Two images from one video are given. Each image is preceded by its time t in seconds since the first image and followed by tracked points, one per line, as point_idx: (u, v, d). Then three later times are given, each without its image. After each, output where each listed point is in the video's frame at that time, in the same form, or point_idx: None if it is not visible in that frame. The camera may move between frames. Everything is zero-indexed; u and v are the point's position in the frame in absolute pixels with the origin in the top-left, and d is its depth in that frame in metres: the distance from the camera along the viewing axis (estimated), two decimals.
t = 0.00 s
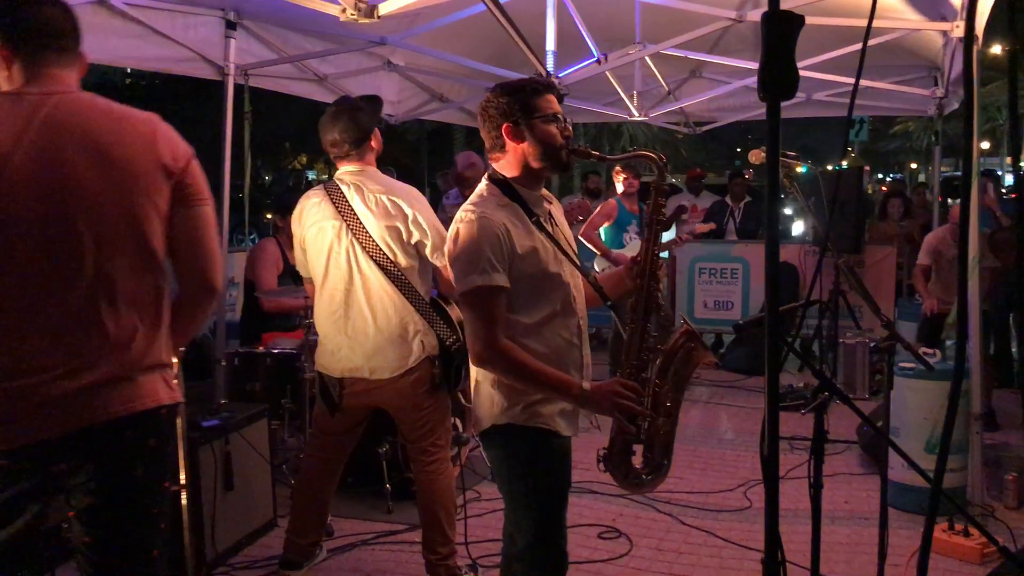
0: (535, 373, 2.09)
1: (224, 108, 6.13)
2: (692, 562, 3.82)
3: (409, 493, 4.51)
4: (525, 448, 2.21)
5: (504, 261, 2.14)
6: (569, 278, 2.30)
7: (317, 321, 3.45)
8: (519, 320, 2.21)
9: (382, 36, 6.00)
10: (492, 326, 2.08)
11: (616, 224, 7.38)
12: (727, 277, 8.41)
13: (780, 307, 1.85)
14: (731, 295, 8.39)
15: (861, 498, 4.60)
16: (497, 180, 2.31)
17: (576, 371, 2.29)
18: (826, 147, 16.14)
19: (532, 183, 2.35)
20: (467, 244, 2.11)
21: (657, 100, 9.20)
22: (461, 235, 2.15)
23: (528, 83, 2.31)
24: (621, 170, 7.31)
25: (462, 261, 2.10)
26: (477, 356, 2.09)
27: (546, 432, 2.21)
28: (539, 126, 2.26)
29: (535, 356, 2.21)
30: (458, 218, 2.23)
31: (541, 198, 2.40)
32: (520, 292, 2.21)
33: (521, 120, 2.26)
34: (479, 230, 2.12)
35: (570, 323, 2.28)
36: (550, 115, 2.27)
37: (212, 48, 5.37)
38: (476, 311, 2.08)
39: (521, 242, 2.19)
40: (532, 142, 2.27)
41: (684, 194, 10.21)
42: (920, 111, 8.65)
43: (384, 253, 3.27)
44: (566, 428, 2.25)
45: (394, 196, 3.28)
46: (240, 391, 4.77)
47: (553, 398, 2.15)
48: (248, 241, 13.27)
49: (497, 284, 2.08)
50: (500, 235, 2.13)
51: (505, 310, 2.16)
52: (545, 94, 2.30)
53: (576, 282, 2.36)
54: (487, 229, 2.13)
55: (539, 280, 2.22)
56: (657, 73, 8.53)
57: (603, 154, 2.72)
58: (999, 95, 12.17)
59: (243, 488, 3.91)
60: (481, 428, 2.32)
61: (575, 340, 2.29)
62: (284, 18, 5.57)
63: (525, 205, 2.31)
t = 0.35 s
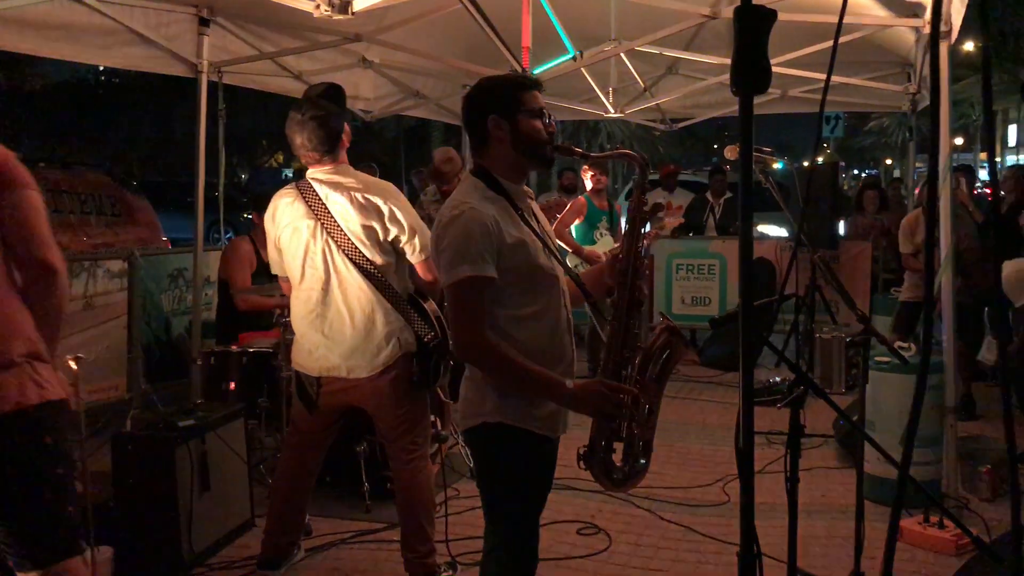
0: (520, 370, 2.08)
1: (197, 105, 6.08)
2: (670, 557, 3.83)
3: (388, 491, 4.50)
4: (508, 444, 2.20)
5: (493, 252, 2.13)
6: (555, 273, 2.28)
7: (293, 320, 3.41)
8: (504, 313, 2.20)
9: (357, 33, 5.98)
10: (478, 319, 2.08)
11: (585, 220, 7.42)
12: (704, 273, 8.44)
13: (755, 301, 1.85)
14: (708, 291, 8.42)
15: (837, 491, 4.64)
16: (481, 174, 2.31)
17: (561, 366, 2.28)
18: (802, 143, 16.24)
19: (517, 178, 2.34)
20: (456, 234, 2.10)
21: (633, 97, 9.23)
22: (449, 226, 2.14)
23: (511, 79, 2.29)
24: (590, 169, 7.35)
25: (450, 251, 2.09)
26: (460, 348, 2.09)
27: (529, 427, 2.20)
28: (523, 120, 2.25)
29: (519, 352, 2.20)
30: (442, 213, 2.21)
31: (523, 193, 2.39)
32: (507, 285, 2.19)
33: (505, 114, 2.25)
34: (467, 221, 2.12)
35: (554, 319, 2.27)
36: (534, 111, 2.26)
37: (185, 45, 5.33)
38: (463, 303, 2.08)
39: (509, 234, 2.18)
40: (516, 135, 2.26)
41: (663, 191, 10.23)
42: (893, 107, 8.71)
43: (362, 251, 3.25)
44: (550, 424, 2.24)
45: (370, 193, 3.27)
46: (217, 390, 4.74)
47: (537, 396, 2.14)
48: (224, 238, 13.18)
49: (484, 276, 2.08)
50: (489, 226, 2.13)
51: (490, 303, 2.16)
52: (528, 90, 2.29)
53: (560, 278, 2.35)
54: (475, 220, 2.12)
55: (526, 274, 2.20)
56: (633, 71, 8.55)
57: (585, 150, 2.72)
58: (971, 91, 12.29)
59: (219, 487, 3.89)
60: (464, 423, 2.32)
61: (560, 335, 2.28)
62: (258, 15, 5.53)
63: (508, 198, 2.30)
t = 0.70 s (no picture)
0: (513, 372, 2.09)
1: (178, 108, 6.05)
2: (652, 557, 3.85)
3: (370, 494, 4.49)
4: (503, 447, 2.21)
5: (490, 256, 2.13)
6: (547, 274, 2.29)
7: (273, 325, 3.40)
8: (501, 317, 2.20)
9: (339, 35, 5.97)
10: (477, 323, 2.09)
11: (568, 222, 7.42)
12: (685, 275, 8.48)
13: (733, 299, 1.87)
14: (690, 293, 8.46)
15: (818, 491, 4.67)
16: (467, 176, 2.30)
17: (555, 367, 2.29)
18: (782, 147, 16.37)
19: (505, 181, 2.35)
20: (453, 238, 2.10)
21: (615, 100, 9.26)
22: (445, 230, 2.14)
23: (500, 81, 2.29)
24: (568, 172, 7.36)
25: (448, 256, 2.10)
26: (457, 351, 2.11)
27: (526, 429, 2.21)
28: (511, 124, 2.26)
29: (513, 351, 2.20)
30: (437, 214, 2.21)
31: (513, 195, 2.39)
32: (504, 289, 2.20)
33: (492, 118, 2.26)
34: (465, 225, 2.11)
35: (548, 320, 2.28)
36: (522, 113, 2.27)
37: (166, 47, 5.31)
38: (460, 306, 2.09)
39: (506, 238, 2.19)
40: (503, 138, 2.27)
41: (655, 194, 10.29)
42: (872, 110, 8.78)
43: (342, 256, 3.26)
44: (546, 427, 2.24)
45: (351, 197, 3.28)
46: (199, 393, 4.73)
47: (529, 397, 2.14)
48: (205, 241, 13.12)
49: (482, 280, 2.09)
50: (485, 229, 2.13)
51: (488, 307, 2.16)
52: (517, 92, 2.29)
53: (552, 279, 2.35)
54: (472, 224, 2.12)
55: (521, 277, 2.21)
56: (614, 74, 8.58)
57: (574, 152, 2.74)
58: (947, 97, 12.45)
59: (202, 490, 3.88)
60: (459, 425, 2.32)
61: (555, 337, 2.29)
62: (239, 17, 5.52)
63: (498, 201, 2.30)
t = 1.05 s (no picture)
0: (508, 375, 2.09)
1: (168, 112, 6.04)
2: (644, 560, 3.85)
3: (362, 498, 4.49)
4: (496, 449, 2.21)
5: (487, 258, 2.13)
6: (542, 278, 2.29)
7: (265, 327, 3.39)
8: (496, 320, 2.20)
9: (330, 39, 5.97)
10: (473, 325, 2.09)
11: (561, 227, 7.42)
12: (676, 279, 8.51)
13: (725, 301, 1.88)
14: (680, 297, 8.49)
15: (808, 493, 4.69)
16: (462, 178, 2.31)
17: (552, 372, 2.28)
18: (771, 152, 16.44)
19: (500, 185, 2.35)
20: (450, 241, 2.10)
21: (605, 104, 9.28)
22: (443, 232, 2.14)
23: (495, 85, 2.29)
24: (559, 176, 7.38)
25: (444, 257, 2.10)
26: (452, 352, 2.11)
27: (520, 432, 2.21)
28: (506, 127, 2.27)
29: (507, 355, 2.20)
30: (433, 217, 2.21)
31: (509, 198, 2.40)
32: (500, 291, 2.20)
33: (488, 121, 2.27)
34: (463, 227, 2.12)
35: (543, 323, 2.27)
36: (517, 118, 2.28)
37: (156, 51, 5.31)
38: (456, 307, 2.09)
39: (502, 241, 2.19)
40: (498, 141, 2.28)
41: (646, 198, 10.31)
42: (861, 115, 8.82)
43: (334, 260, 3.25)
44: (540, 431, 2.24)
45: (343, 201, 3.27)
46: (189, 397, 4.71)
47: (523, 401, 2.14)
48: (196, 246, 13.10)
49: (478, 283, 2.08)
50: (481, 232, 2.13)
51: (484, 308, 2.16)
52: (512, 96, 2.30)
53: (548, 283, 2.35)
54: (470, 226, 2.12)
55: (517, 281, 2.21)
56: (604, 79, 8.59)
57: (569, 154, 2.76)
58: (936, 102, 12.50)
59: (192, 495, 3.87)
60: (454, 427, 2.31)
61: (551, 341, 2.29)
62: (229, 21, 5.51)
63: (494, 204, 2.30)
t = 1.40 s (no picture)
0: (509, 377, 2.09)
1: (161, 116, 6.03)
2: (641, 563, 3.84)
3: (357, 502, 4.47)
4: (498, 453, 2.20)
5: (487, 260, 2.13)
6: (543, 281, 2.28)
7: (262, 331, 3.38)
8: (499, 322, 2.20)
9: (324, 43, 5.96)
10: (475, 327, 2.09)
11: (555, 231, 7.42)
12: (671, 282, 8.51)
13: (722, 303, 1.87)
14: (676, 300, 8.49)
15: (804, 496, 4.69)
16: (461, 180, 2.31)
17: (553, 375, 2.28)
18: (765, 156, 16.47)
19: (499, 187, 2.34)
20: (450, 243, 2.10)
21: (600, 108, 9.28)
22: (442, 234, 2.13)
23: (494, 87, 2.29)
24: (555, 179, 7.39)
25: (444, 259, 2.09)
26: (455, 354, 2.11)
27: (523, 436, 2.20)
28: (505, 129, 2.26)
29: (508, 358, 2.20)
30: (432, 219, 2.21)
31: (507, 201, 2.39)
32: (500, 293, 2.19)
33: (485, 123, 2.26)
34: (462, 228, 2.11)
35: (545, 326, 2.27)
36: (516, 120, 2.27)
37: (149, 55, 5.29)
38: (457, 309, 2.08)
39: (502, 244, 2.19)
40: (496, 143, 2.27)
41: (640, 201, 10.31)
42: (855, 118, 8.83)
43: (333, 264, 3.25)
44: (543, 434, 2.23)
45: (342, 204, 3.27)
46: (183, 401, 4.70)
47: (523, 404, 2.14)
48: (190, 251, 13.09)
49: (478, 285, 2.08)
50: (481, 235, 2.13)
51: (486, 310, 2.16)
52: (512, 98, 2.29)
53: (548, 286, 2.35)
54: (469, 228, 2.12)
55: (518, 283, 2.21)
56: (599, 83, 8.60)
57: (567, 157, 2.77)
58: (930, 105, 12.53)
59: (187, 500, 3.85)
60: (457, 432, 2.31)
61: (552, 344, 2.28)
62: (222, 25, 5.50)
63: (493, 207, 2.29)
